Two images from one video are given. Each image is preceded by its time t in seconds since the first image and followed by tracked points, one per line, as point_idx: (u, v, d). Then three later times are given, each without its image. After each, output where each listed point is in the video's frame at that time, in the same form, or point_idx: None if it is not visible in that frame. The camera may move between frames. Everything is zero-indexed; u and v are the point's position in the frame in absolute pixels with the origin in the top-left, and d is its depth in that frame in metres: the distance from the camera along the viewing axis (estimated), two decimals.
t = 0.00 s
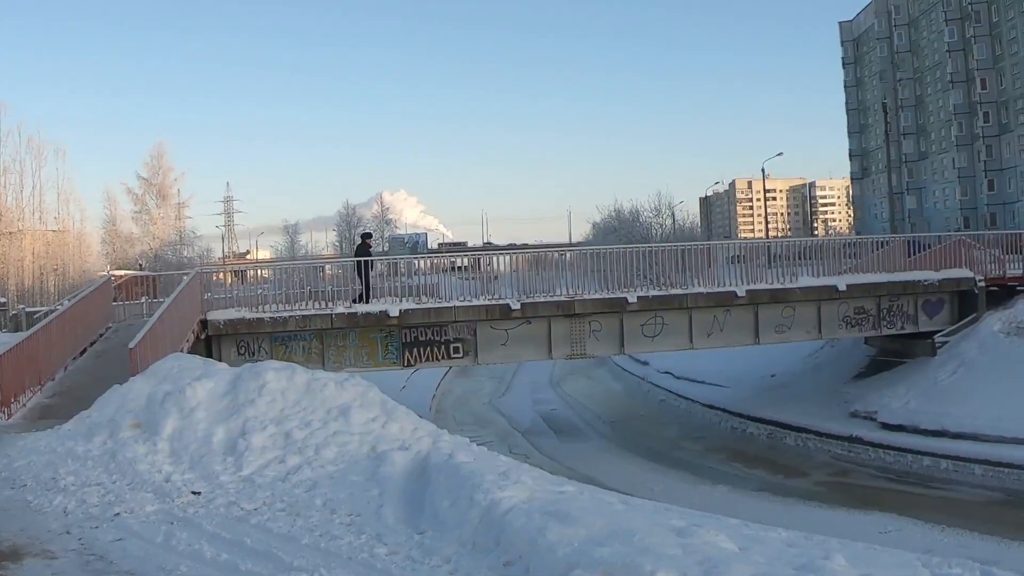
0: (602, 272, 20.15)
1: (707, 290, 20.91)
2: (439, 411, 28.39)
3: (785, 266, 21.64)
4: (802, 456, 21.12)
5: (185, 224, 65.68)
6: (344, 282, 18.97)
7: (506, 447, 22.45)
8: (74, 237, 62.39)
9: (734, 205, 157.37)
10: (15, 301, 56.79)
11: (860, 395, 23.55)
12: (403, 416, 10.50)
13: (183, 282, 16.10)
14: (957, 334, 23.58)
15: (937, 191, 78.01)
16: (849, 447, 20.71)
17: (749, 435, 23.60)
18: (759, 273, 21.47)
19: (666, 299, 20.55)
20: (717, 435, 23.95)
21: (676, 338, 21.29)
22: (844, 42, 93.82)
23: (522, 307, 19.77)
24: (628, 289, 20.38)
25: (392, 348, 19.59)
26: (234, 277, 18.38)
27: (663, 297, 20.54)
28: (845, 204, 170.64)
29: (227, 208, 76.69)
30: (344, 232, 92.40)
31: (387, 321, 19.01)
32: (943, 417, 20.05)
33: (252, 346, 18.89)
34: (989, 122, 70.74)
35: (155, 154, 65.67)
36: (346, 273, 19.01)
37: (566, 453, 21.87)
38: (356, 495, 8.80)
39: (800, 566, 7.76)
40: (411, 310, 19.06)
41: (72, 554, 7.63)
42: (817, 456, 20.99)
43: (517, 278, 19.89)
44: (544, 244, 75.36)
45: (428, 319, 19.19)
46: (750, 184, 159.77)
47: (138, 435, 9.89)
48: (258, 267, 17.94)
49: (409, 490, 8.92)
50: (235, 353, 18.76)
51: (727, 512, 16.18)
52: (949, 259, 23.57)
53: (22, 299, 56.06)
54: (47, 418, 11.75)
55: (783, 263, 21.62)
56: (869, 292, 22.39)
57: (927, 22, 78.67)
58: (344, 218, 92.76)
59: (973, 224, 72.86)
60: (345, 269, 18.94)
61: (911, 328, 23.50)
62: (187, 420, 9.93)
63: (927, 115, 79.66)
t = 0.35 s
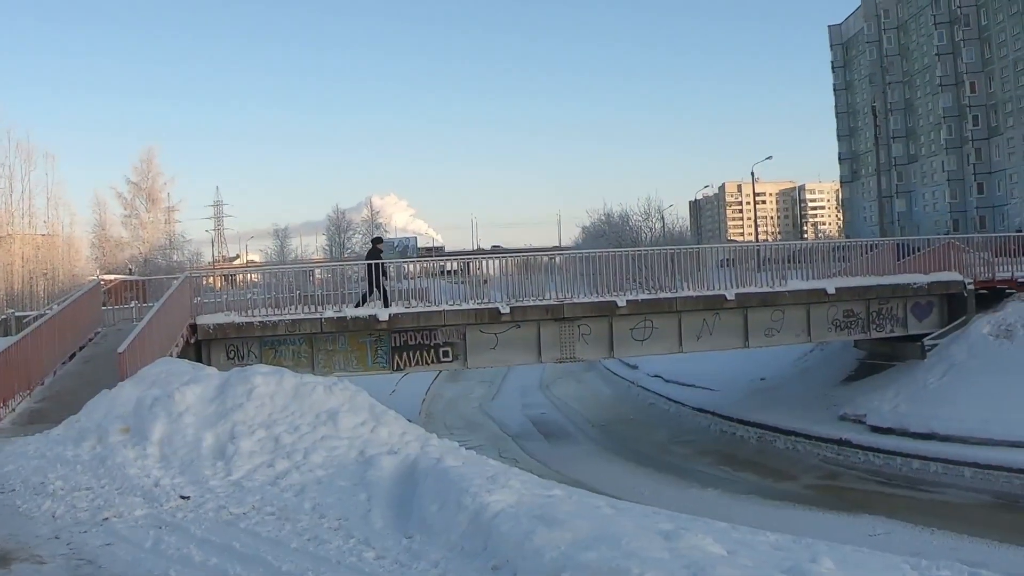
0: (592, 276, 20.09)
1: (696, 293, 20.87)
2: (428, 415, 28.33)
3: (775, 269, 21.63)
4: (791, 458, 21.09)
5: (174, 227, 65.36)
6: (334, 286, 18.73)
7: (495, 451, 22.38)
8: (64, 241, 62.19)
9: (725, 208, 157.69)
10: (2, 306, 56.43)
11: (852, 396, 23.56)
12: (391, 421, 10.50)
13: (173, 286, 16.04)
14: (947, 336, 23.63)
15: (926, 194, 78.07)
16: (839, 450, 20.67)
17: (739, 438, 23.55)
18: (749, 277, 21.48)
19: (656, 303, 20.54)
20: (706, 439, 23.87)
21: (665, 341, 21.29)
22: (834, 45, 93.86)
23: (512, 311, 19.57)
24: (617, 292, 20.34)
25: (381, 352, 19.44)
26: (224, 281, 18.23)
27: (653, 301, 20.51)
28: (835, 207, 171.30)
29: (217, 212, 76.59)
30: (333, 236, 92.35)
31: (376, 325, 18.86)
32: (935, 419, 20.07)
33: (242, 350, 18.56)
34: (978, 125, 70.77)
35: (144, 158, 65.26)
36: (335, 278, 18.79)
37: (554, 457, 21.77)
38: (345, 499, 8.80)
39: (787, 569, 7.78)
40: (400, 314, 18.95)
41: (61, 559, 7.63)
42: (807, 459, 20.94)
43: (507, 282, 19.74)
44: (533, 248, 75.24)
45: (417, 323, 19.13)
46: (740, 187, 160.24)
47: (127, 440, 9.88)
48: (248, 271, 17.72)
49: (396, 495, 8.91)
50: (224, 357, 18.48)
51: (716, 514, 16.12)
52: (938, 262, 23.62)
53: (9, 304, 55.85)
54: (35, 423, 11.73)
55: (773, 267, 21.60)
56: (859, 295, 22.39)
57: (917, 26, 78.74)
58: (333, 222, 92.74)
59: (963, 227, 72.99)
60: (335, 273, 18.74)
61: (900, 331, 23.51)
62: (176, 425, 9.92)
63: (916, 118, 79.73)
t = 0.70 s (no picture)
0: (571, 279, 19.99)
1: (675, 296, 20.78)
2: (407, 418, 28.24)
3: (754, 272, 21.59)
4: (770, 461, 21.08)
5: (153, 230, 64.67)
6: (313, 289, 18.55)
7: (473, 454, 22.31)
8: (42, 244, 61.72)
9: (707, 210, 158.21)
10: None
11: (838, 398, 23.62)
12: (369, 424, 10.50)
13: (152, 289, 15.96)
14: (926, 338, 23.63)
15: (903, 197, 78.37)
16: (818, 452, 20.66)
17: (717, 440, 23.52)
18: (727, 279, 21.46)
19: (634, 305, 20.49)
20: (684, 441, 23.85)
21: (643, 343, 21.26)
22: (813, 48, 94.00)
23: (490, 314, 19.52)
24: (597, 295, 20.23)
25: (360, 354, 19.19)
26: (203, 283, 18.05)
27: (631, 303, 20.44)
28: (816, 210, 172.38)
29: (196, 215, 76.29)
30: (313, 238, 92.20)
31: (355, 328, 18.62)
32: (915, 421, 20.10)
33: (220, 353, 18.34)
34: (957, 128, 71.12)
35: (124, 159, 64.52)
36: (314, 280, 18.60)
37: (534, 460, 21.71)
38: (322, 502, 8.79)
39: (764, 571, 7.82)
40: (379, 316, 18.80)
41: (38, 562, 7.61)
42: (785, 462, 20.94)
43: (486, 285, 19.64)
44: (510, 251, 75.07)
45: (396, 325, 18.94)
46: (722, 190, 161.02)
47: (104, 443, 9.85)
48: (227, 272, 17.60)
49: (375, 497, 8.92)
50: (203, 360, 18.24)
51: (695, 518, 16.10)
52: (916, 265, 23.68)
53: None
54: (14, 426, 11.67)
55: (752, 269, 21.57)
56: (837, 297, 22.35)
57: (895, 30, 79.01)
58: (313, 225, 92.66)
59: (942, 230, 73.28)
60: (314, 276, 18.54)
61: (878, 333, 23.58)
62: (153, 428, 9.90)
63: (894, 121, 80.01)
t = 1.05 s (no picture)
0: (551, 281, 19.74)
1: (655, 298, 20.61)
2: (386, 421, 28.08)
3: (733, 274, 21.48)
4: (748, 463, 21.01)
5: (133, 232, 64.17)
6: (292, 291, 18.34)
7: (453, 456, 22.21)
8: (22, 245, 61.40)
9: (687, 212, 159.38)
10: None
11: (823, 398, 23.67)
12: (347, 426, 10.50)
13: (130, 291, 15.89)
14: (904, 341, 23.60)
15: (883, 199, 78.67)
16: (796, 454, 20.60)
17: (695, 442, 23.39)
18: (706, 282, 21.35)
19: (613, 307, 20.25)
20: (664, 443, 23.72)
21: (623, 345, 20.99)
22: (792, 52, 94.28)
23: (470, 316, 19.25)
24: (577, 297, 19.98)
25: (339, 356, 19.03)
26: (182, 285, 17.87)
27: (610, 305, 20.24)
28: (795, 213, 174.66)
29: (175, 217, 76.14)
30: (291, 241, 92.44)
31: (334, 330, 18.41)
32: (894, 423, 20.08)
33: (199, 354, 18.16)
34: (936, 131, 71.32)
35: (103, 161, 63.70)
36: (293, 282, 18.38)
37: (514, 461, 21.61)
38: (300, 504, 8.79)
39: (741, 572, 7.82)
40: (358, 318, 18.52)
41: (15, 565, 7.59)
42: (763, 463, 20.87)
43: (465, 287, 19.39)
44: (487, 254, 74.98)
45: (375, 326, 18.67)
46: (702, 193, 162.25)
47: (82, 445, 9.83)
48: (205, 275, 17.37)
49: (353, 500, 8.92)
50: (181, 361, 18.04)
51: (674, 519, 16.06)
52: (895, 268, 23.62)
53: None
54: None
55: (732, 271, 21.46)
56: (817, 300, 22.20)
57: (874, 33, 79.32)
58: (292, 227, 93.32)
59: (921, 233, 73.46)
60: (293, 278, 18.31)
61: (858, 336, 23.48)
62: (131, 430, 9.89)
63: (874, 124, 80.27)
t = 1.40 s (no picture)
0: (531, 282, 19.56)
1: (634, 300, 20.52)
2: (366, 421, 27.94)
3: (713, 275, 21.43)
4: (727, 463, 20.92)
5: (112, 233, 63.40)
6: (272, 292, 17.98)
7: (434, 456, 22.08)
8: None
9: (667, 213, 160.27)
10: None
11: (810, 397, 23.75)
12: (326, 426, 10.53)
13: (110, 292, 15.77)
14: (882, 342, 23.53)
15: (862, 200, 79.05)
16: (775, 454, 20.53)
17: (675, 443, 23.29)
18: (687, 283, 21.23)
19: (593, 309, 20.12)
20: (643, 444, 23.62)
21: (602, 346, 20.91)
22: (773, 53, 94.45)
23: (450, 317, 19.04)
24: (556, 298, 19.85)
25: (318, 357, 18.81)
26: (162, 286, 17.54)
27: (590, 306, 20.06)
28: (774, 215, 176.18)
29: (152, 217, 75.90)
30: (271, 242, 92.52)
31: (314, 331, 18.16)
32: (876, 424, 20.09)
33: (179, 356, 17.92)
34: (915, 133, 71.23)
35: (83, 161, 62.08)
36: (274, 283, 17.96)
37: (495, 461, 21.50)
38: (279, 505, 8.79)
39: (720, 572, 7.81)
40: (337, 320, 18.28)
41: None
42: (743, 464, 20.78)
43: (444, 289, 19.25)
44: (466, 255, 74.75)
45: (355, 328, 18.45)
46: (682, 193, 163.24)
47: (62, 446, 9.82)
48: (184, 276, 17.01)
49: (332, 501, 8.92)
50: (161, 363, 17.81)
51: (653, 520, 16.03)
52: (875, 269, 23.54)
53: None
54: None
55: (712, 273, 21.41)
56: (796, 301, 22.14)
57: (854, 35, 79.53)
58: (272, 228, 93.76)
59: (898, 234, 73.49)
60: (274, 279, 17.91)
61: (838, 337, 23.38)
62: (111, 431, 9.88)
63: (854, 126, 80.45)
